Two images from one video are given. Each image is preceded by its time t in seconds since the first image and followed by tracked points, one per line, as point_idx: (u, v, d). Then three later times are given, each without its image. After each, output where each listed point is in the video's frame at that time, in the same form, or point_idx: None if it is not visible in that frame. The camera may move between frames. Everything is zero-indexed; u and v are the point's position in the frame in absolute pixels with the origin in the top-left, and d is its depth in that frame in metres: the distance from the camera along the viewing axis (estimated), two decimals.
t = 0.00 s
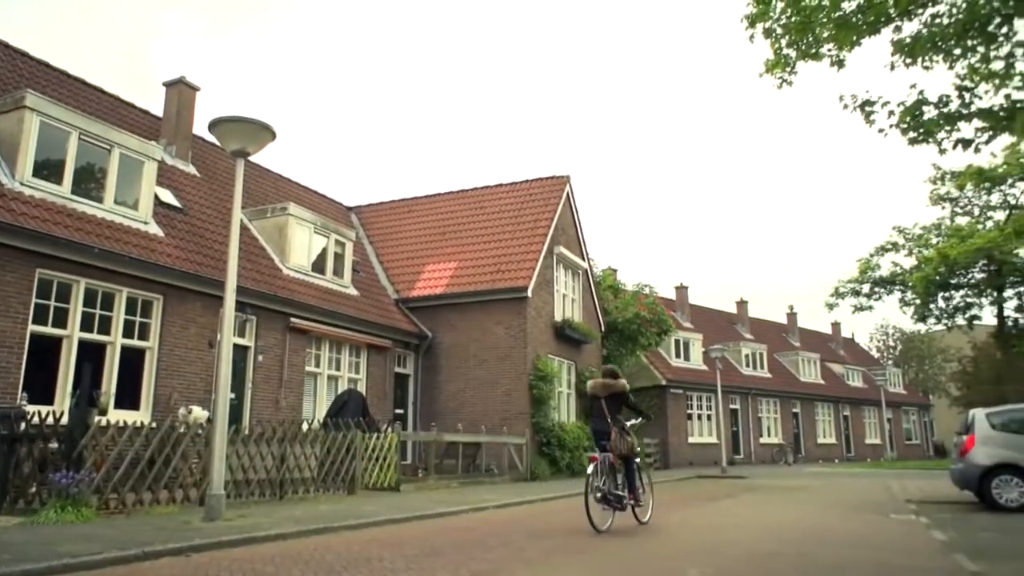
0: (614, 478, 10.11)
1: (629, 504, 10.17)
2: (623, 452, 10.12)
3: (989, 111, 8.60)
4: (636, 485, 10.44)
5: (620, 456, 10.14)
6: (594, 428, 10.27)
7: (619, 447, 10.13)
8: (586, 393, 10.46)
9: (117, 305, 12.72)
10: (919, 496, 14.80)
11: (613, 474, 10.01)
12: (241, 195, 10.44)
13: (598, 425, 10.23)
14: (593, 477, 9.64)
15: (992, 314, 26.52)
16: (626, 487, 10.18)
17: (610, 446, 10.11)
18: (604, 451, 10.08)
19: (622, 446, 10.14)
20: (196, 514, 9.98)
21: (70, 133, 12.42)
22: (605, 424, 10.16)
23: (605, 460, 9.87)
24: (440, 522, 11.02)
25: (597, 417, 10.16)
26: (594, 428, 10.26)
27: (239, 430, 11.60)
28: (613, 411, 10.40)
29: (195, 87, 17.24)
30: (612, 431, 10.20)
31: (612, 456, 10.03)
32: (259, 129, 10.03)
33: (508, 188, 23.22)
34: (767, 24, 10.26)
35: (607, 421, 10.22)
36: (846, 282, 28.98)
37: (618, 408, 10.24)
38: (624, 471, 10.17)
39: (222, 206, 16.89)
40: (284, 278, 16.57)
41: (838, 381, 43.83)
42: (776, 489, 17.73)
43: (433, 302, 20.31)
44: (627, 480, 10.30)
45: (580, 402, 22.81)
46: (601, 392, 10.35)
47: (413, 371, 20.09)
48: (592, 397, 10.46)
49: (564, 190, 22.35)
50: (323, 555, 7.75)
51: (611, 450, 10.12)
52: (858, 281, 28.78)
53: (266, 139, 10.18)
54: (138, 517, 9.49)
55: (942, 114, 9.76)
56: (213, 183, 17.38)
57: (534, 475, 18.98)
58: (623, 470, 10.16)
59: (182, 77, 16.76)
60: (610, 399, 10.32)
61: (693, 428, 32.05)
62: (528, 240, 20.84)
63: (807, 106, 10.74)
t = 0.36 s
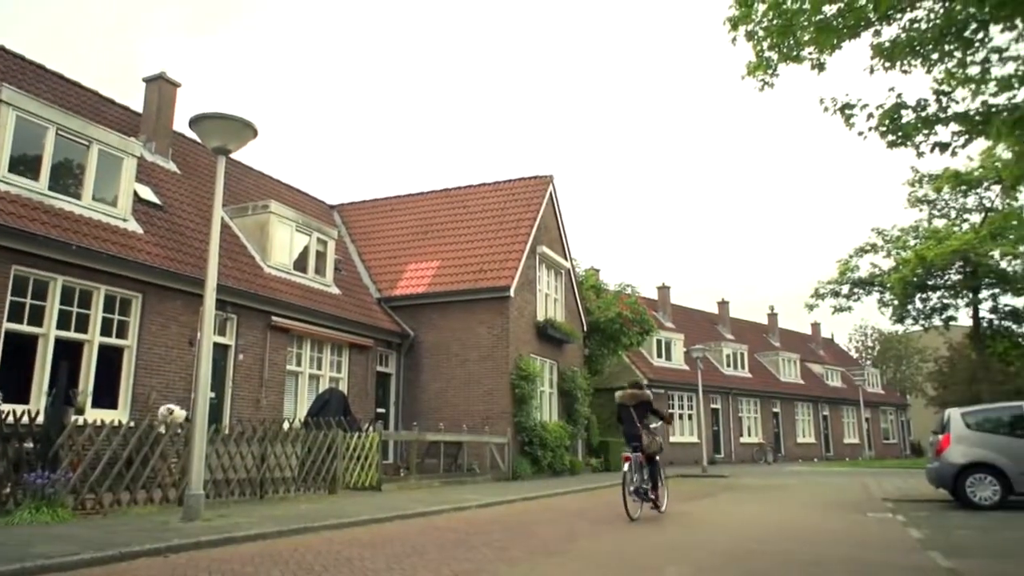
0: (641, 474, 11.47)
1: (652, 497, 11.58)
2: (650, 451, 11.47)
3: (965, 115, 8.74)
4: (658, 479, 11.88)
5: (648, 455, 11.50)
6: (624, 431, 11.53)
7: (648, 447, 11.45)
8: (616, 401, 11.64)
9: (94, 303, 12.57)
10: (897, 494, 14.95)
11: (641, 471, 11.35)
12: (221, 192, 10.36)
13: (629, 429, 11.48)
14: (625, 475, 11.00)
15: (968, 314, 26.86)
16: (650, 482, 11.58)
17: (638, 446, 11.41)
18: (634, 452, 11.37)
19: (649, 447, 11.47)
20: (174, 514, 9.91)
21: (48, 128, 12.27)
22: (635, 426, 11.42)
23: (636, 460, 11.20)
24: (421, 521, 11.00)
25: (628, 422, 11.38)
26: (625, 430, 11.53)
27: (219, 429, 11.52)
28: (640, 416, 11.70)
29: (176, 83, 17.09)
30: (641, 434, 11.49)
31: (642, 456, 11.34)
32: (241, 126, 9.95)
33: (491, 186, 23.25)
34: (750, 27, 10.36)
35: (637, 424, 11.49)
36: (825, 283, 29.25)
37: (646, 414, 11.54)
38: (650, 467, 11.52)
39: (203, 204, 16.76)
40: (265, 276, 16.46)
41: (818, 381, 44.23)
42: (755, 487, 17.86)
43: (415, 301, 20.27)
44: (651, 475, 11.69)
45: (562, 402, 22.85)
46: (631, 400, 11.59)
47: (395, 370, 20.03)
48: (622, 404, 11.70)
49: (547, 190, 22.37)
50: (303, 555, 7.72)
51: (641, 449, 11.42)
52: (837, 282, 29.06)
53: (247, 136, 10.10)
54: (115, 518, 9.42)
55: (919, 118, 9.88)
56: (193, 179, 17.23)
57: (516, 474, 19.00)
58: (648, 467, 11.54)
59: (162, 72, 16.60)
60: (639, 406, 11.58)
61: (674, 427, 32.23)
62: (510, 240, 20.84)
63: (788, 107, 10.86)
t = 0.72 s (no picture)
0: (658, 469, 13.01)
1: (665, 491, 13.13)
2: (666, 450, 13.02)
3: (946, 118, 8.83)
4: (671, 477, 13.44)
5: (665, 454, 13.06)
6: (646, 433, 13.08)
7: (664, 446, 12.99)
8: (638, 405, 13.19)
9: (76, 301, 12.44)
10: (879, 493, 15.07)
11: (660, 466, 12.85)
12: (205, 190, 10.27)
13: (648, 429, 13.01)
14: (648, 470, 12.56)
15: (949, 316, 27.13)
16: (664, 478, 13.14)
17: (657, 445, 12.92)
18: (653, 450, 12.90)
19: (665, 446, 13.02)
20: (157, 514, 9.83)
21: (28, 124, 12.14)
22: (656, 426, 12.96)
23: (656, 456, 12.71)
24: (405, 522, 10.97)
25: (649, 425, 13.02)
26: (645, 431, 13.05)
27: (202, 429, 11.44)
28: (658, 420, 13.25)
29: (159, 80, 16.94)
30: (659, 435, 13.03)
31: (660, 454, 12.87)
32: (225, 124, 9.88)
33: (477, 186, 23.25)
34: (734, 28, 10.55)
35: (657, 425, 13.04)
36: (809, 284, 29.45)
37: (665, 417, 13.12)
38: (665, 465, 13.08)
39: (187, 202, 16.63)
40: (250, 275, 16.36)
41: (801, 381, 44.54)
42: (739, 487, 17.94)
43: (400, 301, 20.22)
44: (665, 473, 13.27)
45: (547, 402, 22.87)
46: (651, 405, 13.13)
47: (380, 370, 19.97)
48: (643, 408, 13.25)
49: (533, 190, 22.38)
50: (288, 555, 7.69)
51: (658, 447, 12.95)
52: (821, 283, 29.27)
53: (232, 134, 10.03)
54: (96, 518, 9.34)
55: (902, 120, 9.98)
56: (177, 177, 17.10)
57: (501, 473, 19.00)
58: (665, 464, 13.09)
59: (146, 68, 16.46)
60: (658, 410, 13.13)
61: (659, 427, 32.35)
62: (496, 239, 20.83)
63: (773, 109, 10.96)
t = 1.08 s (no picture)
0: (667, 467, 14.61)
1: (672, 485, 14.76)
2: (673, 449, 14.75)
3: (927, 120, 8.88)
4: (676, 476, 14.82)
5: (673, 453, 14.76)
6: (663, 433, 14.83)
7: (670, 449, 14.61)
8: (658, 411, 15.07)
9: (57, 299, 12.30)
10: (862, 493, 15.18)
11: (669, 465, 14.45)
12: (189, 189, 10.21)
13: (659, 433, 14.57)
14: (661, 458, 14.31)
15: (930, 316, 27.41)
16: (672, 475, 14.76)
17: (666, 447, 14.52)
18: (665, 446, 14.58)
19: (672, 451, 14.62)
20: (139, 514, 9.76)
21: (9, 119, 11.99)
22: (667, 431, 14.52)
23: (666, 454, 14.29)
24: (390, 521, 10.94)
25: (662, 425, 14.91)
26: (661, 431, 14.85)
27: (185, 428, 11.36)
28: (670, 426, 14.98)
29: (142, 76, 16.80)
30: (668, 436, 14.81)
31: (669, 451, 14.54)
32: (210, 121, 9.82)
33: (464, 185, 23.22)
34: (720, 30, 10.60)
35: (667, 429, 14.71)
36: (793, 285, 29.66)
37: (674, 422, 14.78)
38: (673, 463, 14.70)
39: (170, 199, 16.51)
40: (234, 273, 16.27)
41: (784, 380, 44.86)
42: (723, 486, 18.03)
43: (386, 300, 20.17)
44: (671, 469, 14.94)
45: (532, 401, 22.89)
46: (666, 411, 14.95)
47: (365, 369, 19.92)
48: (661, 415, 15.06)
49: (519, 189, 22.41)
50: (271, 555, 7.65)
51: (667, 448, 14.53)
52: (805, 283, 29.48)
53: (217, 131, 9.98)
54: (77, 518, 9.25)
55: (885, 123, 10.07)
56: (160, 175, 16.96)
57: (486, 473, 19.00)
58: (672, 462, 14.76)
59: (129, 65, 16.32)
60: (669, 415, 14.85)
61: (644, 426, 32.47)
62: (482, 238, 20.83)
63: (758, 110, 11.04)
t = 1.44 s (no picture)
0: (679, 464, 15.70)
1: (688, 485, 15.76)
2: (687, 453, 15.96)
3: (917, 122, 8.94)
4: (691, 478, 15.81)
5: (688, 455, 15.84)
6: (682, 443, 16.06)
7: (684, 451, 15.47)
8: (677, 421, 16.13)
9: (45, 298, 12.21)
10: (851, 493, 15.24)
11: (684, 461, 15.13)
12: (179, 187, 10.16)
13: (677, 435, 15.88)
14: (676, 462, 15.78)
15: (918, 317, 27.58)
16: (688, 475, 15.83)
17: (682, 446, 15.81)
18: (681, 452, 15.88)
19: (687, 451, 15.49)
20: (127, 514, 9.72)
21: None
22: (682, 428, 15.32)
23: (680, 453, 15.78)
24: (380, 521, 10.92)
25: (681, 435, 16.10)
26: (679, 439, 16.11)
27: (174, 428, 11.30)
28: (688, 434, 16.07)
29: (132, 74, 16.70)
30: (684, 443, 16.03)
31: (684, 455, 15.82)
32: (199, 119, 9.77)
33: (455, 185, 23.20)
34: (711, 30, 10.62)
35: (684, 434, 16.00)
36: (783, 285, 29.78)
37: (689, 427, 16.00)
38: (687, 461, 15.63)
39: (160, 198, 16.43)
40: (224, 272, 16.20)
41: (774, 381, 45.03)
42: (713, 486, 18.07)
43: (377, 299, 20.14)
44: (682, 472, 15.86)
45: (523, 401, 22.89)
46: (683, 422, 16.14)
47: (356, 368, 19.87)
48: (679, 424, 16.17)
49: (510, 189, 22.41)
50: (262, 555, 7.63)
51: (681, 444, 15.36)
52: (795, 284, 29.60)
53: (207, 129, 9.94)
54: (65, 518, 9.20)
55: (875, 124, 10.12)
56: (150, 173, 16.88)
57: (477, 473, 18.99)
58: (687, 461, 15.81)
59: (119, 62, 16.23)
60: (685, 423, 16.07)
61: (634, 426, 32.54)
62: (474, 238, 20.83)
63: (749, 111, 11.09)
